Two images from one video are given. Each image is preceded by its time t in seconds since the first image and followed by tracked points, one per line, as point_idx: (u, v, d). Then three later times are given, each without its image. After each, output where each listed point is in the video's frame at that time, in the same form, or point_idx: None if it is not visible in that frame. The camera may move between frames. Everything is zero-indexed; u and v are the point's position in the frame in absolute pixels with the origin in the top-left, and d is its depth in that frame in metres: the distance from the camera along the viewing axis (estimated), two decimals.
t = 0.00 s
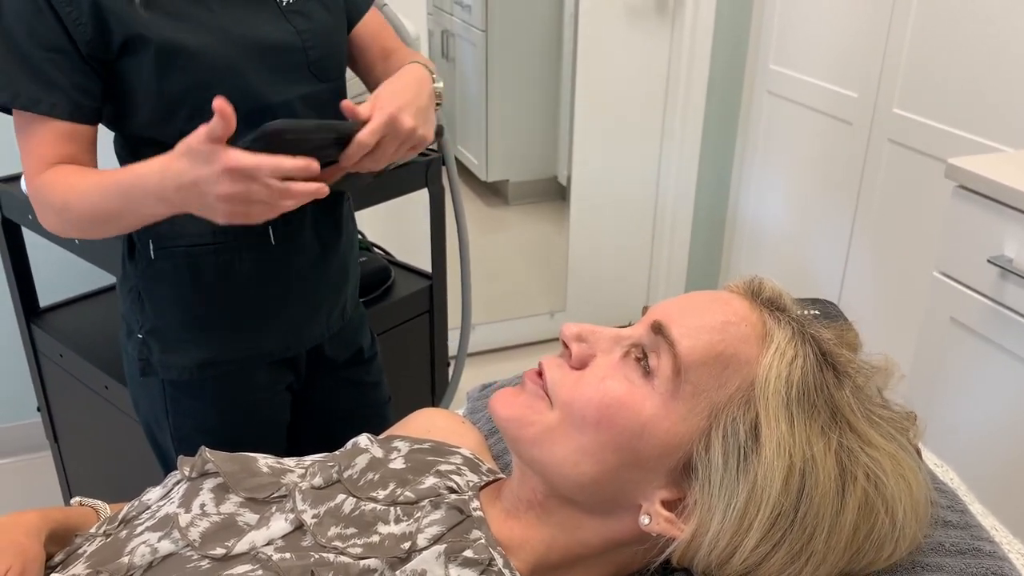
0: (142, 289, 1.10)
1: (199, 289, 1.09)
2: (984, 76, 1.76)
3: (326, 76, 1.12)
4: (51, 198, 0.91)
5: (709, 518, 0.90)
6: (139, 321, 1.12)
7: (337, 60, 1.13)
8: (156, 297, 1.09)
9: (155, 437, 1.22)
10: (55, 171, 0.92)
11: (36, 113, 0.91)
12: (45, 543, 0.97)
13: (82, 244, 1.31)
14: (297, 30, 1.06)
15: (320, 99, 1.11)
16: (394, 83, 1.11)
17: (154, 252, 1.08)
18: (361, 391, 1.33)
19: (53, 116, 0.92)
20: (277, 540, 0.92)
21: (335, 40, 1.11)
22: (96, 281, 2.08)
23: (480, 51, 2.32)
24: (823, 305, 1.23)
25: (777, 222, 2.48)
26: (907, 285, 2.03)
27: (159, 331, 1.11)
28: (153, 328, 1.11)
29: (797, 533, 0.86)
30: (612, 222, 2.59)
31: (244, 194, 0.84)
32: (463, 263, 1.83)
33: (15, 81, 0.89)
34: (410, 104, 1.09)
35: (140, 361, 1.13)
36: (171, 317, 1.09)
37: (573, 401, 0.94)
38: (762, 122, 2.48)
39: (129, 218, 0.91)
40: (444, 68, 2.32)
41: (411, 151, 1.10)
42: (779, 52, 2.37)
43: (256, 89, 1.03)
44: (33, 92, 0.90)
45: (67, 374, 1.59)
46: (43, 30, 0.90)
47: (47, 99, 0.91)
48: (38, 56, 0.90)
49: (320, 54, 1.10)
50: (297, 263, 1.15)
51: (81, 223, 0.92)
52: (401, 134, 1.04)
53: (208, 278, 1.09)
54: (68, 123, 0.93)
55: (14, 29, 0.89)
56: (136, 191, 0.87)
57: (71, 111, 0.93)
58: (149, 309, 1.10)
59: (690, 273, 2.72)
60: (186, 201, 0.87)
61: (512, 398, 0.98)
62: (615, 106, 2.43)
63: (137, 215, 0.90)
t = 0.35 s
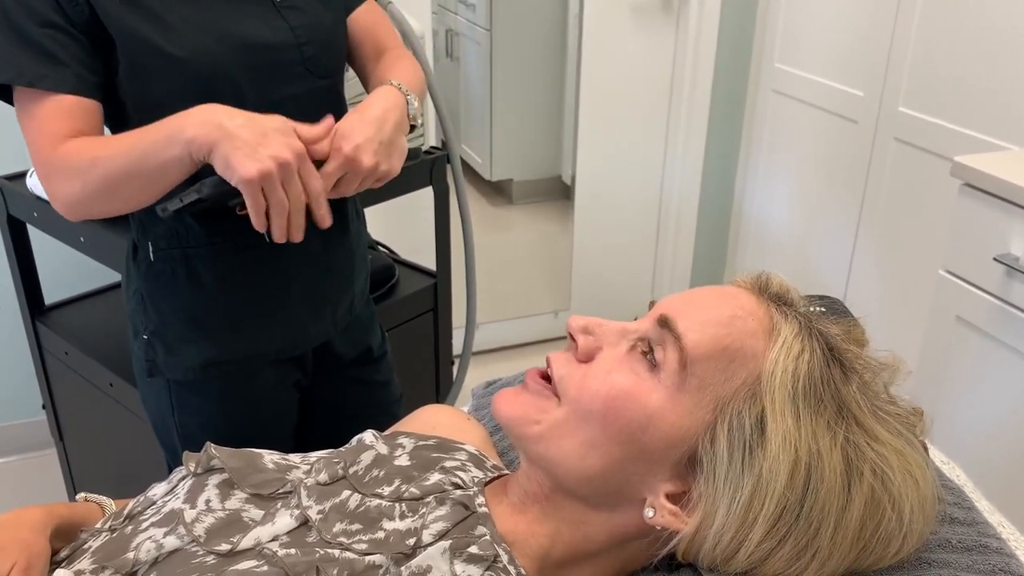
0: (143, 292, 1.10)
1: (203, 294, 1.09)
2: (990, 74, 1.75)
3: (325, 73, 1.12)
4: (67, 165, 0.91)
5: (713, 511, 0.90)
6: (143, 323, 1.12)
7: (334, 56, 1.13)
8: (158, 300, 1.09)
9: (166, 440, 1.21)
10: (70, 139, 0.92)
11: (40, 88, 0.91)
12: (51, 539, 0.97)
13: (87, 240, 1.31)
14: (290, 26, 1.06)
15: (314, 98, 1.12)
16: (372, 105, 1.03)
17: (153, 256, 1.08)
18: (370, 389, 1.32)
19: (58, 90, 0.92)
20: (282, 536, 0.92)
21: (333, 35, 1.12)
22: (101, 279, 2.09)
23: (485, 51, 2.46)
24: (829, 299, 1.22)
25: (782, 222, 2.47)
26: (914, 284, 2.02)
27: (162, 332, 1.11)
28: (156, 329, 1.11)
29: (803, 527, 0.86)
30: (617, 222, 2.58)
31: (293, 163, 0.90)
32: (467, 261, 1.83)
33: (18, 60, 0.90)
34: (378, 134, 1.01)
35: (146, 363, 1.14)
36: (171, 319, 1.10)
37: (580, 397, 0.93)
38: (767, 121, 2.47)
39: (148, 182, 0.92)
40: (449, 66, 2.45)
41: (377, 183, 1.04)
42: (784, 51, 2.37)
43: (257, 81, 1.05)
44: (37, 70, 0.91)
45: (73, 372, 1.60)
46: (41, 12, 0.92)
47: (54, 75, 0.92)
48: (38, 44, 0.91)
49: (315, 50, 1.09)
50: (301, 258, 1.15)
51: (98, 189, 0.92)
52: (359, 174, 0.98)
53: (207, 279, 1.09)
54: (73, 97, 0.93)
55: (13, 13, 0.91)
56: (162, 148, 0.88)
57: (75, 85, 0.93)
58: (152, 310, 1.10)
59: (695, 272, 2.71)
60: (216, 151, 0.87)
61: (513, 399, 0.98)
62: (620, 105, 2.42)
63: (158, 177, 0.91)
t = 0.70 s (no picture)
0: (144, 291, 1.10)
1: (204, 291, 1.09)
2: (992, 73, 1.75)
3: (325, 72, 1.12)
4: (75, 172, 0.93)
5: (714, 507, 0.90)
6: (146, 322, 1.12)
7: (332, 54, 1.13)
8: (158, 298, 1.09)
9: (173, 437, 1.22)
10: (69, 147, 0.94)
11: (40, 101, 0.93)
12: (52, 533, 0.97)
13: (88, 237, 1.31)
14: (293, 26, 1.05)
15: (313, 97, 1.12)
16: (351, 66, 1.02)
17: (154, 254, 1.08)
18: (375, 385, 1.33)
19: (58, 102, 0.94)
20: (283, 532, 0.93)
21: (333, 33, 1.11)
22: (103, 275, 2.09)
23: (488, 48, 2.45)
24: (829, 295, 1.22)
25: (784, 219, 2.47)
26: (916, 282, 2.02)
27: (165, 331, 1.11)
28: (159, 329, 1.11)
29: (803, 523, 0.86)
30: (619, 220, 2.58)
31: (282, 115, 0.89)
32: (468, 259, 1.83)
33: (15, 68, 0.91)
34: (365, 85, 1.00)
35: (150, 362, 1.14)
36: (174, 318, 1.10)
37: (583, 394, 0.93)
38: (769, 118, 2.47)
39: (155, 166, 0.93)
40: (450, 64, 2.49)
41: (378, 137, 1.01)
42: (786, 49, 2.36)
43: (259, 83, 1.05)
44: (37, 80, 0.92)
45: (75, 368, 1.60)
46: (40, 17, 0.92)
47: (52, 87, 0.93)
48: (40, 48, 0.92)
49: (315, 52, 1.09)
50: (302, 253, 1.15)
51: (109, 187, 0.94)
52: (354, 118, 0.96)
53: (207, 278, 1.09)
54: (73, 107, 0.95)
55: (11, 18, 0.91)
56: (156, 131, 0.90)
57: (74, 96, 0.95)
58: (154, 309, 1.10)
59: (697, 270, 2.71)
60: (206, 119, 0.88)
61: (521, 384, 0.99)
62: (622, 102, 2.41)
63: (162, 159, 0.93)
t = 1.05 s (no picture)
0: (154, 289, 1.09)
1: (214, 287, 1.09)
2: (994, 69, 1.74)
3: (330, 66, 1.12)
4: (83, 175, 0.94)
5: (713, 501, 0.89)
6: (155, 322, 1.10)
7: (335, 48, 1.12)
8: (169, 295, 1.08)
9: (185, 436, 1.20)
10: (74, 150, 0.95)
11: (47, 104, 0.93)
12: (50, 528, 0.97)
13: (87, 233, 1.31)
14: (298, 19, 1.05)
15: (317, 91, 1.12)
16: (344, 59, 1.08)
17: (163, 252, 1.08)
18: (382, 380, 1.33)
19: (67, 106, 0.94)
20: (282, 526, 0.92)
21: (336, 27, 1.11)
22: (103, 271, 2.09)
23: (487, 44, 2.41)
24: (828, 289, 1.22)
25: (785, 216, 2.47)
26: (917, 278, 2.01)
27: (177, 329, 1.10)
28: (170, 327, 1.10)
29: (803, 517, 0.86)
30: (619, 216, 2.57)
31: (280, 97, 0.89)
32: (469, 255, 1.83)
33: (23, 74, 0.90)
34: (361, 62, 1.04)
35: (161, 362, 1.12)
36: (185, 315, 1.09)
37: (581, 386, 0.93)
38: (770, 114, 2.47)
39: (160, 161, 0.93)
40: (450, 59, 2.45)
41: (386, 107, 1.04)
42: (788, 45, 2.36)
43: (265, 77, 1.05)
44: (42, 83, 0.91)
45: (75, 364, 1.60)
46: (47, 19, 0.91)
47: (58, 90, 0.92)
48: (45, 48, 0.91)
49: (320, 45, 1.09)
50: (306, 248, 1.15)
51: (117, 186, 0.95)
52: (357, 90, 0.99)
53: (215, 272, 1.09)
54: (82, 110, 0.95)
55: (15, 20, 0.89)
56: (156, 126, 0.89)
57: (82, 100, 0.94)
58: (165, 307, 1.09)
59: (697, 266, 2.71)
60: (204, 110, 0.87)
61: (521, 376, 0.99)
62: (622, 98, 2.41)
63: (166, 154, 0.92)
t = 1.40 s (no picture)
0: (157, 288, 1.09)
1: (218, 285, 1.09)
2: (992, 67, 1.74)
3: (331, 64, 1.12)
4: (91, 176, 0.94)
5: (711, 498, 0.90)
6: (160, 321, 1.10)
7: (335, 45, 1.12)
8: (172, 294, 1.09)
9: (189, 435, 1.20)
10: (81, 150, 0.94)
11: (51, 102, 0.92)
12: (48, 526, 0.97)
13: (85, 231, 1.30)
14: (298, 17, 1.06)
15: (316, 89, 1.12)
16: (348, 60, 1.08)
17: (166, 250, 1.08)
18: (384, 376, 1.33)
19: (69, 104, 0.93)
20: (279, 524, 0.92)
21: (335, 26, 1.11)
22: (102, 270, 2.09)
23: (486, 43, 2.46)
24: (825, 285, 1.22)
25: (784, 214, 2.47)
26: (916, 275, 2.01)
27: (181, 329, 1.10)
28: (175, 326, 1.10)
29: (800, 513, 0.86)
30: (618, 214, 2.57)
31: (296, 99, 0.90)
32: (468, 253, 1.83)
33: (27, 73, 0.90)
34: (367, 63, 1.06)
35: (165, 362, 1.12)
36: (189, 314, 1.09)
37: (579, 384, 0.93)
38: (768, 111, 2.47)
39: (171, 163, 0.93)
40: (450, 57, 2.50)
41: (394, 107, 1.06)
42: (787, 44, 2.36)
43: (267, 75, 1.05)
44: (45, 81, 0.91)
45: (73, 363, 1.60)
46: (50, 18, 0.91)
47: (61, 88, 0.92)
48: (48, 46, 0.91)
49: (320, 43, 1.09)
50: (307, 246, 1.15)
51: (125, 187, 0.95)
52: (368, 91, 1.01)
53: (218, 270, 1.08)
54: (86, 108, 0.95)
55: (18, 19, 0.89)
56: (169, 128, 0.90)
57: (86, 98, 0.94)
58: (170, 306, 1.09)
59: (696, 264, 2.71)
60: (219, 110, 0.88)
61: (518, 374, 0.99)
62: (620, 96, 2.40)
63: (177, 155, 0.93)
